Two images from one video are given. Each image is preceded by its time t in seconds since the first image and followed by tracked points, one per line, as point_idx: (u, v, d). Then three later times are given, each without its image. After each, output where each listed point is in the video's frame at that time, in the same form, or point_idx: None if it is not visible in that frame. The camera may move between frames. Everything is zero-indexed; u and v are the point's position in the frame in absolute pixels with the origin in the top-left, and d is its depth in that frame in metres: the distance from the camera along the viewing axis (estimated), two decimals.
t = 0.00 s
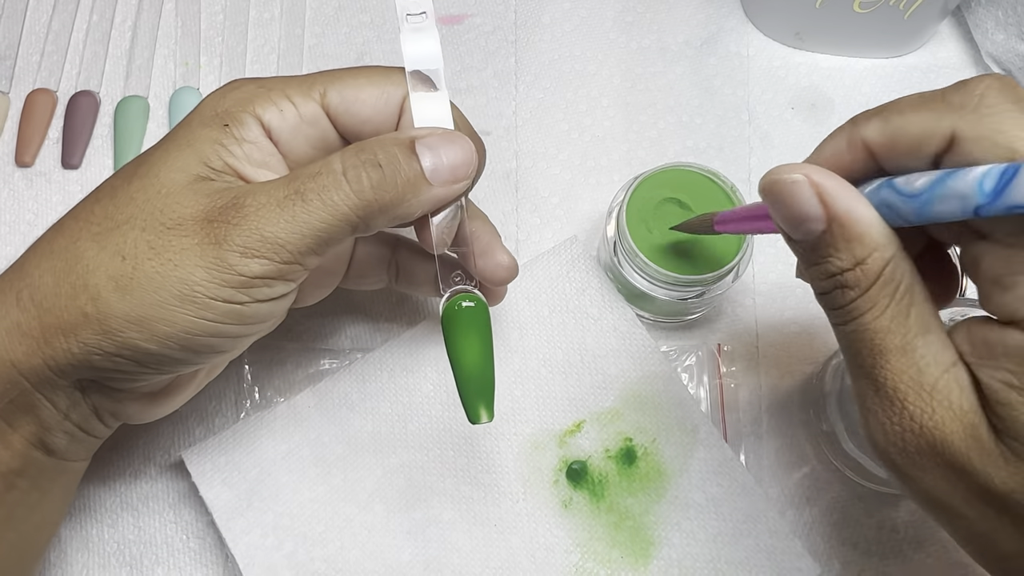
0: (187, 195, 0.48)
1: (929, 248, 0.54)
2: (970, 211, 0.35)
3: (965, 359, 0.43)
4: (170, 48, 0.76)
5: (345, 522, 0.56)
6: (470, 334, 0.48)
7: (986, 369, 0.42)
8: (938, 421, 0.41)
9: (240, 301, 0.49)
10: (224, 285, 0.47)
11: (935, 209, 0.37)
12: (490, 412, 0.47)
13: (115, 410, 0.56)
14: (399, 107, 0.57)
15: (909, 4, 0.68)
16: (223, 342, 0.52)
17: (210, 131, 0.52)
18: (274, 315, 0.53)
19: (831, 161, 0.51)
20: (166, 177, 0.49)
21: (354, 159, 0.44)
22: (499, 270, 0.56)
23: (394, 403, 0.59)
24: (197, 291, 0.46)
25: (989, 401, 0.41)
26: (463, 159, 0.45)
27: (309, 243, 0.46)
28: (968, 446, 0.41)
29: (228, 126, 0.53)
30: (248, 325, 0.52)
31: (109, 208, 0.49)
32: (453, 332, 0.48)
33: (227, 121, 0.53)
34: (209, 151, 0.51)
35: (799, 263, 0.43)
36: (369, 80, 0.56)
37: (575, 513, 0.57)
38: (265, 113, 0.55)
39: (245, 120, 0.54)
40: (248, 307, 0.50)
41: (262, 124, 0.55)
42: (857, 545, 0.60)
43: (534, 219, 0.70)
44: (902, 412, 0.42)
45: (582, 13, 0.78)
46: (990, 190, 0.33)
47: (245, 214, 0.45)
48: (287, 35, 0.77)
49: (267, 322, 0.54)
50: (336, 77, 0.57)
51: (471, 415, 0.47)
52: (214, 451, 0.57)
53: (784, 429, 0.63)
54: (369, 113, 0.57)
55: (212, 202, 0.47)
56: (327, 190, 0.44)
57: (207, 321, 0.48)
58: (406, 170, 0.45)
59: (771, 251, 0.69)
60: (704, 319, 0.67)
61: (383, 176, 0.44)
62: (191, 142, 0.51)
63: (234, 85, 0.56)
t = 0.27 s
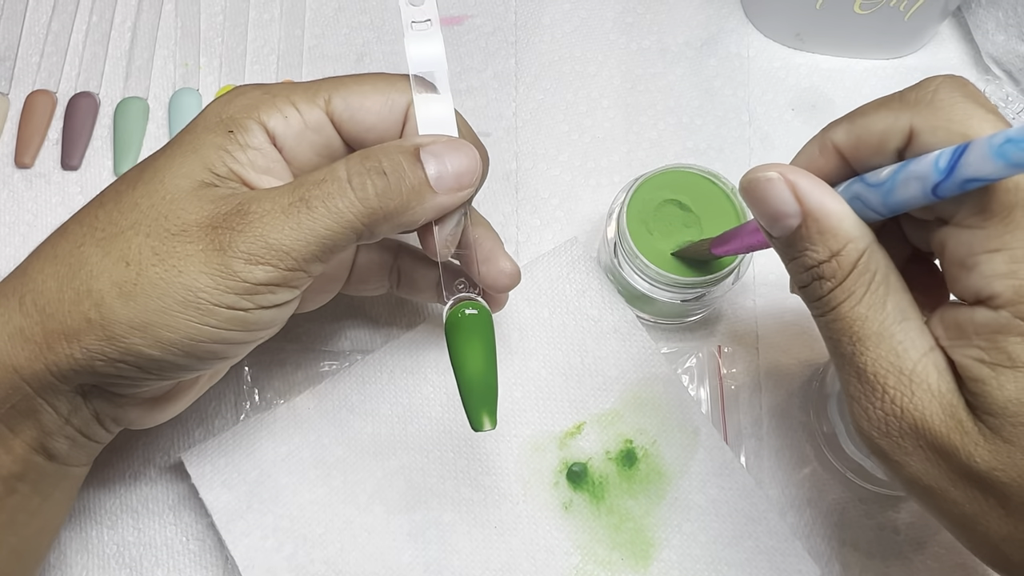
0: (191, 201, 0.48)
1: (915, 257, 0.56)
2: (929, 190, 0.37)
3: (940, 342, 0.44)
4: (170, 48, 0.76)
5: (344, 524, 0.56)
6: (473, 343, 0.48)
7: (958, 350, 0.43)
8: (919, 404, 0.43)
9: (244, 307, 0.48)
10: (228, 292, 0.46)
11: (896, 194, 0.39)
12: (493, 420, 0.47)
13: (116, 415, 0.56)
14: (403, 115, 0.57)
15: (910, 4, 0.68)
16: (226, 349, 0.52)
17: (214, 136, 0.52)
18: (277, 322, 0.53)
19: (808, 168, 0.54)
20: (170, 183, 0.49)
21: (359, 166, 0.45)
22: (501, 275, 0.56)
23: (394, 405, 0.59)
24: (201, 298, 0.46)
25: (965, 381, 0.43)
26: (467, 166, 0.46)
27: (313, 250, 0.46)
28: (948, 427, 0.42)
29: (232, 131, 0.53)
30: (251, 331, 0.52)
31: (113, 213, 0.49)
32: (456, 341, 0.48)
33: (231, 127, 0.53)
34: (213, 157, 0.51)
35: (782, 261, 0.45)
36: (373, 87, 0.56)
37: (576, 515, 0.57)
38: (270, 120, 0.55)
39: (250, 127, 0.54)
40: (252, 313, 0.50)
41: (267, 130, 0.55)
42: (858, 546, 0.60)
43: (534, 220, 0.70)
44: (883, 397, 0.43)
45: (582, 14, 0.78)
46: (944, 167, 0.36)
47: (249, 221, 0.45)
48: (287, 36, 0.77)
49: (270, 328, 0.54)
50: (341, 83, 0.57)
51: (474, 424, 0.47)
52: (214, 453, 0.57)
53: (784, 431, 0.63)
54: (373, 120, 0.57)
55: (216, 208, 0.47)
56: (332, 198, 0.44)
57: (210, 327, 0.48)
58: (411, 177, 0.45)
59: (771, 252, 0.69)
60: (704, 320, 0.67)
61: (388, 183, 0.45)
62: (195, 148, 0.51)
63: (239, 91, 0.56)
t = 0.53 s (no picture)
0: (193, 202, 0.48)
1: (918, 254, 0.56)
2: (933, 185, 0.37)
3: (946, 337, 0.44)
4: (170, 47, 0.76)
5: (344, 522, 0.56)
6: (473, 343, 0.48)
7: (964, 344, 0.43)
8: (922, 398, 0.43)
9: (245, 308, 0.49)
10: (229, 293, 0.47)
11: (899, 189, 0.40)
12: (495, 421, 0.47)
13: (117, 415, 0.56)
14: (405, 116, 0.57)
15: (910, 3, 0.68)
16: (227, 349, 0.52)
17: (216, 137, 0.52)
18: (278, 323, 0.53)
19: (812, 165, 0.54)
20: (172, 183, 0.49)
21: (361, 168, 0.45)
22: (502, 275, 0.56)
23: (394, 403, 0.59)
24: (202, 298, 0.46)
25: (970, 376, 0.43)
26: (469, 167, 0.46)
27: (314, 251, 0.46)
28: (952, 421, 0.42)
29: (235, 132, 0.53)
30: (252, 332, 0.52)
31: (114, 213, 0.49)
32: (456, 341, 0.48)
33: (233, 127, 0.53)
34: (215, 157, 0.51)
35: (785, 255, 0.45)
36: (375, 89, 0.56)
37: (576, 514, 0.57)
38: (273, 121, 0.55)
39: (252, 127, 0.54)
40: (253, 314, 0.50)
41: (269, 131, 0.55)
42: (858, 544, 0.60)
43: (534, 219, 0.70)
44: (886, 392, 0.43)
45: (582, 13, 0.78)
46: (948, 160, 0.36)
47: (251, 221, 0.45)
48: (287, 35, 0.77)
49: (271, 329, 0.54)
50: (343, 85, 0.57)
51: (474, 425, 0.47)
52: (213, 451, 0.57)
53: (784, 429, 0.63)
54: (375, 121, 0.57)
55: (218, 209, 0.47)
56: (333, 199, 0.44)
57: (211, 328, 0.48)
58: (412, 179, 0.45)
59: (771, 251, 0.69)
60: (704, 319, 0.67)
61: (390, 185, 0.45)
62: (197, 149, 0.51)
63: (241, 91, 0.56)
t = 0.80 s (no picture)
0: (195, 206, 0.48)
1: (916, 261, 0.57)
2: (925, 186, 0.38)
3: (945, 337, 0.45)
4: (170, 48, 0.76)
5: (344, 523, 0.56)
6: (474, 347, 0.48)
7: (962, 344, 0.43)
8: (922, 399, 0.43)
9: (247, 312, 0.48)
10: (231, 296, 0.46)
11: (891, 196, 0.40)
12: (495, 426, 0.48)
13: (117, 417, 0.56)
14: (408, 120, 0.57)
15: (910, 4, 0.68)
16: (228, 353, 0.52)
17: (219, 141, 0.52)
18: (279, 327, 0.53)
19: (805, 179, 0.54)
20: (175, 186, 0.49)
21: (364, 173, 0.45)
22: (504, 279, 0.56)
23: (395, 405, 0.59)
24: (204, 302, 0.46)
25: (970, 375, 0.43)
26: (471, 173, 0.46)
27: (316, 255, 0.46)
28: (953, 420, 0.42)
29: (238, 136, 0.53)
30: (253, 336, 0.52)
31: (117, 216, 0.49)
32: (456, 345, 0.48)
33: (237, 132, 0.53)
34: (218, 161, 0.51)
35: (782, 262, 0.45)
36: (378, 93, 0.56)
37: (576, 516, 0.57)
38: (276, 125, 0.55)
39: (255, 132, 0.54)
40: (254, 318, 0.49)
41: (272, 135, 0.55)
42: (858, 545, 0.60)
43: (534, 220, 0.70)
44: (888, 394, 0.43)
45: (582, 13, 0.78)
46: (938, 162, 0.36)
47: (254, 225, 0.45)
48: (287, 35, 0.77)
49: (271, 333, 0.54)
50: (346, 89, 0.57)
51: (475, 430, 0.48)
52: (213, 453, 0.57)
53: (784, 430, 0.63)
54: (378, 126, 0.57)
55: (221, 213, 0.47)
56: (336, 204, 0.44)
57: (213, 331, 0.48)
58: (415, 184, 0.45)
59: (771, 252, 0.69)
60: (704, 320, 0.67)
61: (393, 190, 0.45)
62: (200, 153, 0.51)
63: (245, 96, 0.56)
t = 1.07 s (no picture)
0: (200, 206, 0.48)
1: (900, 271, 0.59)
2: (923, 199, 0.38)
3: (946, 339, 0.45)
4: (170, 47, 0.76)
5: (344, 522, 0.56)
6: (476, 352, 0.48)
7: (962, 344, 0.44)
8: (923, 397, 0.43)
9: (250, 312, 0.49)
10: (234, 296, 0.47)
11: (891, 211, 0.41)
12: (495, 431, 0.47)
13: (118, 415, 0.56)
14: (413, 126, 0.57)
15: (909, 4, 0.68)
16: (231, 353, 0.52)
17: (225, 143, 0.52)
18: (282, 327, 0.53)
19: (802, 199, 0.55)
20: (180, 187, 0.49)
21: (369, 176, 0.45)
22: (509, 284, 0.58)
23: (395, 404, 0.60)
24: (208, 302, 0.46)
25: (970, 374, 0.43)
26: (474, 178, 0.47)
27: (321, 257, 0.46)
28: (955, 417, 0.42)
29: (244, 139, 0.53)
30: (256, 336, 0.52)
31: (122, 215, 0.49)
32: (458, 350, 0.48)
33: (243, 134, 0.53)
34: (224, 163, 0.51)
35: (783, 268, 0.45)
36: (384, 99, 0.56)
37: (575, 514, 0.57)
38: (282, 128, 0.55)
39: (261, 134, 0.54)
40: (257, 318, 0.50)
41: (277, 138, 0.55)
42: (857, 544, 0.60)
43: (534, 219, 0.70)
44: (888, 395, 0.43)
45: (582, 13, 0.78)
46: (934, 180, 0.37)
47: (259, 226, 0.45)
48: (287, 35, 0.77)
49: (275, 334, 0.54)
50: (352, 93, 0.57)
51: (475, 434, 0.47)
52: (213, 452, 0.57)
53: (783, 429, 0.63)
54: (383, 130, 0.57)
55: (226, 213, 0.47)
56: (341, 206, 0.44)
57: (216, 330, 0.48)
58: (420, 188, 0.45)
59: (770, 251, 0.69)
60: (703, 319, 0.67)
61: (397, 194, 0.45)
62: (206, 154, 0.51)
63: (251, 98, 0.56)
